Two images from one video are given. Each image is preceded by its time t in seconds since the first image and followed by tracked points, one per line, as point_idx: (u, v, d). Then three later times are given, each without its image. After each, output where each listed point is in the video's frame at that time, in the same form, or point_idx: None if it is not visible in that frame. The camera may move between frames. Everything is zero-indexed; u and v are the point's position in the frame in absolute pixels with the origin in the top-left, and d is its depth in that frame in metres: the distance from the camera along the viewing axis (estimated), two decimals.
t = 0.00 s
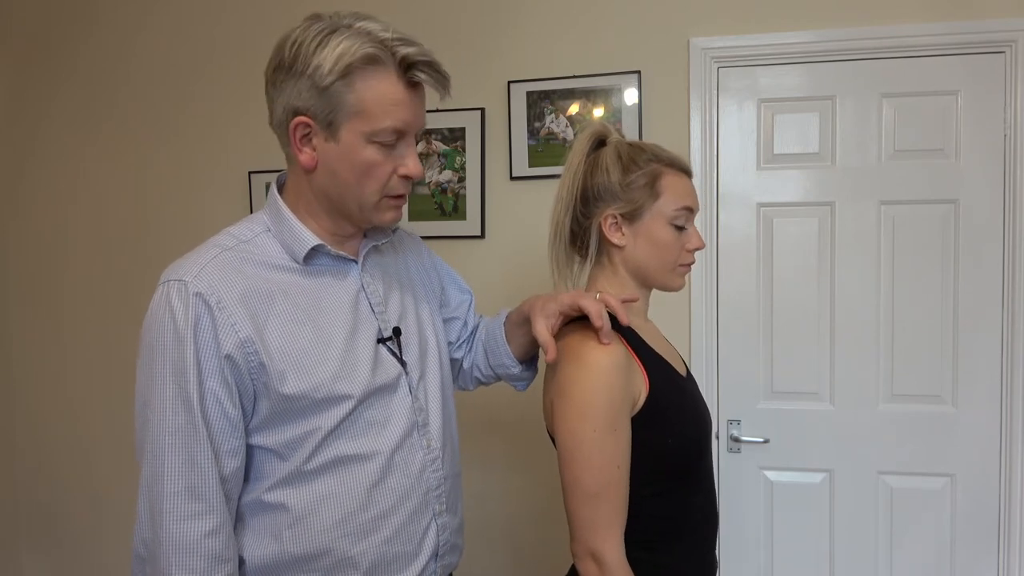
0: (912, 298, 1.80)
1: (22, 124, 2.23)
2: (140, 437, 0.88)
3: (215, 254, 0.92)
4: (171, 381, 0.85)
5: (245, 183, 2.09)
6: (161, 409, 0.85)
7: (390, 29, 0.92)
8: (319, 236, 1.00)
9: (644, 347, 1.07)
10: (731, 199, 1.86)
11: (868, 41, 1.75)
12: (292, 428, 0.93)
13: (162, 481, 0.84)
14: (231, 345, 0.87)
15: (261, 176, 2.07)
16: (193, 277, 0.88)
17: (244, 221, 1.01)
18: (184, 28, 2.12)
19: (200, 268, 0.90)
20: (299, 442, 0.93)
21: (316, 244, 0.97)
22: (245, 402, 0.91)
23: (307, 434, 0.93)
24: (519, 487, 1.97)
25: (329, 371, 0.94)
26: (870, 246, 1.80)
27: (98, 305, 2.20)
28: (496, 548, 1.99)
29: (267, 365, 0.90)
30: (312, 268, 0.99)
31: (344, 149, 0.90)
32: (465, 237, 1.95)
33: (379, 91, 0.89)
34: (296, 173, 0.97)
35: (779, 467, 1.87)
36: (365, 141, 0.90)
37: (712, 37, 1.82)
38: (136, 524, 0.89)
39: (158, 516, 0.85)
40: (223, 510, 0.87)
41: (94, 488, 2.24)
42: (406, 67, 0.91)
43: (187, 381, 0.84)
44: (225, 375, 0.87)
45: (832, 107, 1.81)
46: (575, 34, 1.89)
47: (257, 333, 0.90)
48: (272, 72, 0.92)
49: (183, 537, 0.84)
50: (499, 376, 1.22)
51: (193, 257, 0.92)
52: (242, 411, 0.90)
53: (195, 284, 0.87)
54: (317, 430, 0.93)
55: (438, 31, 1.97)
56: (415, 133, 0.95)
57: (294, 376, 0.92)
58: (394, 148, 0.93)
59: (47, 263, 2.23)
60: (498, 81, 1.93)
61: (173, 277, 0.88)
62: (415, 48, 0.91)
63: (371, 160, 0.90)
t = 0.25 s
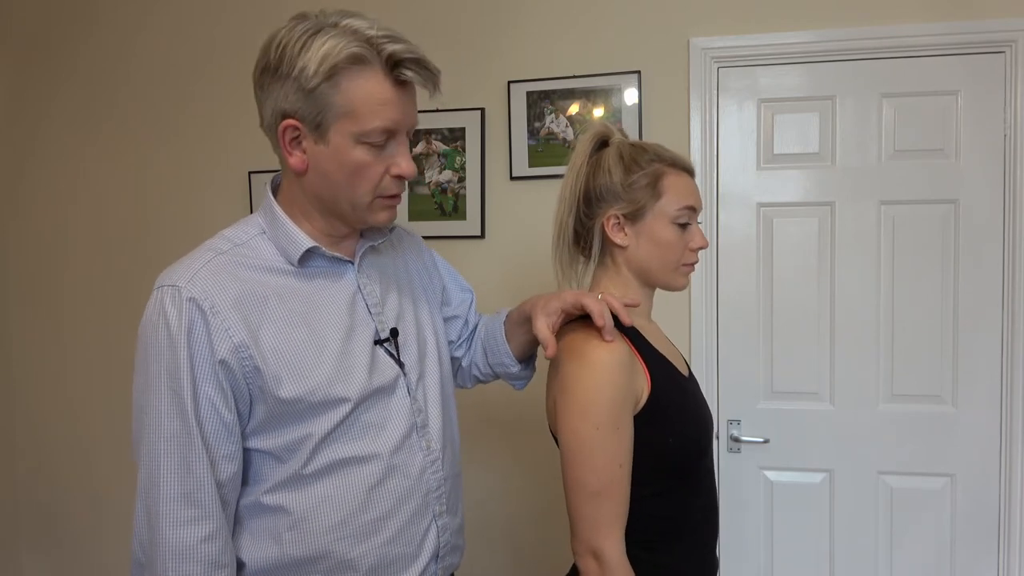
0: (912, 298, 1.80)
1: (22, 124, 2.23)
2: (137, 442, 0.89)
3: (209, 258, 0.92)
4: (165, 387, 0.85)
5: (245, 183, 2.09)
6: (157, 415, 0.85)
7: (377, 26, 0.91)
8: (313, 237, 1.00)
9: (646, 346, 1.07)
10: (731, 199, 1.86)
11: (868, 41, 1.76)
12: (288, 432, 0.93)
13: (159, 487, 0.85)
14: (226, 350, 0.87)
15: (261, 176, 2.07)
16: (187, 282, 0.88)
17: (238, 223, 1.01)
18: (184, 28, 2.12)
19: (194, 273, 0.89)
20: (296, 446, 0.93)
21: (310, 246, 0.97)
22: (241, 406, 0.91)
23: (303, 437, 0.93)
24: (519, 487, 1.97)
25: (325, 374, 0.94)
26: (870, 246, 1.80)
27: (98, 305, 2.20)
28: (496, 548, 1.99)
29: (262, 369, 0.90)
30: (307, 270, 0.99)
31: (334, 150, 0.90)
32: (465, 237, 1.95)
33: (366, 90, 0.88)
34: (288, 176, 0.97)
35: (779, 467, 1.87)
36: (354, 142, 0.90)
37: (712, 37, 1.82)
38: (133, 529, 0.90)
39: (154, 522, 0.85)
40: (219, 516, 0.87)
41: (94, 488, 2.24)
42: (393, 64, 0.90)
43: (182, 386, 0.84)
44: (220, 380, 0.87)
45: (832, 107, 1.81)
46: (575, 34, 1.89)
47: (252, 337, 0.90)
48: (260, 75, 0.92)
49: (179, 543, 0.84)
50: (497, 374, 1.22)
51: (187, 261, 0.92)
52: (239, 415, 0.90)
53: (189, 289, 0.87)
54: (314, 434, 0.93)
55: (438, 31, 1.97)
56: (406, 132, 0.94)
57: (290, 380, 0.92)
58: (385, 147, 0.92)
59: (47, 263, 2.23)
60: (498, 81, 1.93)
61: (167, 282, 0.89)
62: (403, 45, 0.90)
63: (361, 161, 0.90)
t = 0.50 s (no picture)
0: (912, 298, 1.80)
1: (22, 124, 2.23)
2: (134, 442, 0.89)
3: (205, 258, 0.92)
4: (161, 388, 0.85)
5: (245, 183, 2.09)
6: (153, 416, 0.85)
7: (370, 30, 0.90)
8: (312, 237, 0.99)
9: (645, 344, 1.07)
10: (731, 199, 1.86)
11: (868, 41, 1.76)
12: (285, 431, 0.93)
13: (155, 488, 0.85)
14: (223, 350, 0.87)
15: (261, 176, 2.07)
16: (183, 282, 0.88)
17: (234, 222, 1.01)
18: (184, 28, 2.12)
19: (191, 273, 0.90)
20: (293, 446, 0.93)
21: (308, 243, 0.97)
22: (238, 406, 0.91)
23: (301, 437, 0.93)
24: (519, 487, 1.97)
25: (322, 373, 0.94)
26: (870, 246, 1.80)
27: (98, 304, 2.20)
28: (496, 548, 1.99)
29: (259, 369, 0.90)
30: (304, 268, 0.99)
31: (327, 157, 0.90)
32: (465, 237, 1.95)
33: (358, 97, 0.88)
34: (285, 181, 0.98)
35: (779, 467, 1.87)
36: (348, 148, 0.89)
37: (712, 37, 1.82)
38: (131, 530, 0.90)
39: (151, 523, 0.85)
40: (216, 516, 0.87)
41: (94, 488, 2.24)
42: (386, 70, 0.89)
43: (177, 387, 0.85)
44: (216, 380, 0.87)
45: (832, 107, 1.81)
46: (575, 34, 1.89)
47: (249, 336, 0.90)
48: (252, 82, 0.92)
49: (176, 544, 0.85)
50: (499, 365, 1.22)
51: (184, 261, 0.92)
52: (235, 415, 0.90)
53: (185, 289, 0.88)
54: (311, 433, 0.93)
55: (438, 31, 1.97)
56: (401, 137, 0.94)
57: (287, 380, 0.92)
58: (380, 153, 0.92)
59: (47, 263, 2.23)
60: (498, 81, 1.93)
61: (163, 282, 0.89)
62: (395, 50, 0.89)
63: (355, 168, 0.90)
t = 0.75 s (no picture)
0: (912, 298, 1.80)
1: (22, 124, 2.23)
2: (136, 440, 0.89)
3: (211, 257, 0.92)
4: (166, 388, 0.85)
5: (245, 183, 2.09)
6: (157, 415, 0.85)
7: (376, 37, 0.89)
8: (318, 240, 1.00)
9: (644, 344, 1.07)
10: (731, 198, 1.86)
11: (868, 41, 1.75)
12: (288, 432, 0.93)
13: (158, 487, 0.85)
14: (228, 350, 0.87)
15: (261, 176, 2.07)
16: (189, 281, 0.88)
17: (240, 222, 1.01)
18: (184, 28, 2.12)
19: (196, 272, 0.89)
20: (296, 446, 0.93)
21: (313, 246, 0.97)
22: (242, 406, 0.91)
23: (304, 438, 0.93)
24: (519, 487, 1.97)
25: (326, 375, 0.94)
26: (870, 246, 1.80)
27: (98, 304, 2.20)
28: (496, 548, 1.99)
29: (263, 370, 0.90)
30: (309, 270, 0.99)
31: (331, 165, 0.90)
32: (465, 237, 1.95)
33: (362, 107, 0.87)
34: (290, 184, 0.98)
35: (779, 467, 1.87)
36: (351, 157, 0.89)
37: (712, 37, 1.81)
38: (131, 528, 0.90)
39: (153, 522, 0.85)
40: (218, 516, 0.87)
41: (94, 488, 2.24)
42: (391, 79, 0.88)
43: (183, 387, 0.84)
44: (221, 381, 0.87)
45: (832, 107, 1.81)
46: (575, 34, 1.89)
47: (254, 337, 0.90)
48: (256, 85, 0.91)
49: (178, 543, 0.84)
50: (492, 371, 1.22)
51: (189, 260, 0.92)
52: (239, 415, 0.90)
53: (191, 289, 0.87)
54: (314, 434, 0.93)
55: (438, 31, 1.97)
56: (405, 145, 0.93)
57: (291, 381, 0.92)
58: (383, 161, 0.92)
59: (47, 263, 2.23)
60: (498, 81, 1.93)
61: (169, 281, 0.89)
62: (401, 59, 0.88)
63: (359, 177, 0.90)
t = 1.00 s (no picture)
0: (912, 298, 1.80)
1: (22, 124, 2.23)
2: (141, 439, 0.89)
3: (218, 257, 0.92)
4: (172, 387, 0.85)
5: (245, 183, 2.09)
6: (163, 414, 0.85)
7: (382, 40, 0.89)
8: (323, 240, 1.00)
9: (641, 344, 1.07)
10: (730, 198, 1.86)
11: (868, 41, 1.76)
12: (293, 431, 0.93)
13: (163, 485, 0.84)
14: (234, 350, 0.87)
15: (260, 176, 2.07)
16: (195, 281, 0.88)
17: (245, 222, 1.01)
18: (184, 28, 2.12)
19: (203, 272, 0.89)
20: (301, 446, 0.93)
21: (320, 246, 0.97)
22: (247, 405, 0.91)
23: (308, 437, 0.93)
24: (518, 486, 1.97)
25: (331, 375, 0.94)
26: (870, 246, 1.80)
27: (98, 305, 2.20)
28: (496, 548, 1.99)
29: (269, 370, 0.90)
30: (314, 271, 0.99)
31: (335, 167, 0.90)
32: (465, 237, 1.95)
33: (367, 110, 0.87)
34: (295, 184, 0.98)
35: (779, 467, 1.87)
36: (356, 159, 0.89)
37: (712, 37, 1.82)
38: (137, 526, 0.90)
39: (158, 521, 0.85)
40: (224, 514, 0.87)
41: (94, 488, 2.24)
42: (396, 83, 0.88)
43: (189, 386, 0.84)
44: (227, 380, 0.87)
45: (831, 107, 1.81)
46: (575, 34, 1.89)
47: (259, 337, 0.90)
48: (263, 87, 0.91)
49: (183, 542, 0.84)
50: (496, 368, 1.22)
51: (196, 259, 0.91)
52: (244, 414, 0.90)
53: (197, 289, 0.87)
54: (319, 434, 0.93)
55: (438, 31, 1.97)
56: (409, 147, 0.93)
57: (296, 380, 0.92)
58: (388, 163, 0.92)
59: (47, 263, 2.23)
60: (498, 81, 1.93)
61: (175, 280, 0.88)
62: (407, 63, 0.88)
63: (363, 179, 0.90)
